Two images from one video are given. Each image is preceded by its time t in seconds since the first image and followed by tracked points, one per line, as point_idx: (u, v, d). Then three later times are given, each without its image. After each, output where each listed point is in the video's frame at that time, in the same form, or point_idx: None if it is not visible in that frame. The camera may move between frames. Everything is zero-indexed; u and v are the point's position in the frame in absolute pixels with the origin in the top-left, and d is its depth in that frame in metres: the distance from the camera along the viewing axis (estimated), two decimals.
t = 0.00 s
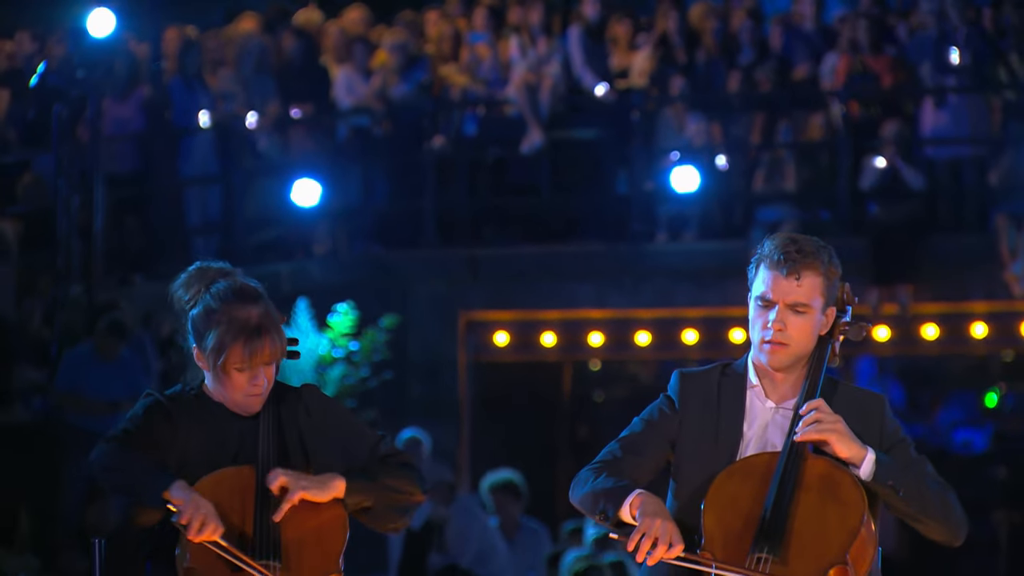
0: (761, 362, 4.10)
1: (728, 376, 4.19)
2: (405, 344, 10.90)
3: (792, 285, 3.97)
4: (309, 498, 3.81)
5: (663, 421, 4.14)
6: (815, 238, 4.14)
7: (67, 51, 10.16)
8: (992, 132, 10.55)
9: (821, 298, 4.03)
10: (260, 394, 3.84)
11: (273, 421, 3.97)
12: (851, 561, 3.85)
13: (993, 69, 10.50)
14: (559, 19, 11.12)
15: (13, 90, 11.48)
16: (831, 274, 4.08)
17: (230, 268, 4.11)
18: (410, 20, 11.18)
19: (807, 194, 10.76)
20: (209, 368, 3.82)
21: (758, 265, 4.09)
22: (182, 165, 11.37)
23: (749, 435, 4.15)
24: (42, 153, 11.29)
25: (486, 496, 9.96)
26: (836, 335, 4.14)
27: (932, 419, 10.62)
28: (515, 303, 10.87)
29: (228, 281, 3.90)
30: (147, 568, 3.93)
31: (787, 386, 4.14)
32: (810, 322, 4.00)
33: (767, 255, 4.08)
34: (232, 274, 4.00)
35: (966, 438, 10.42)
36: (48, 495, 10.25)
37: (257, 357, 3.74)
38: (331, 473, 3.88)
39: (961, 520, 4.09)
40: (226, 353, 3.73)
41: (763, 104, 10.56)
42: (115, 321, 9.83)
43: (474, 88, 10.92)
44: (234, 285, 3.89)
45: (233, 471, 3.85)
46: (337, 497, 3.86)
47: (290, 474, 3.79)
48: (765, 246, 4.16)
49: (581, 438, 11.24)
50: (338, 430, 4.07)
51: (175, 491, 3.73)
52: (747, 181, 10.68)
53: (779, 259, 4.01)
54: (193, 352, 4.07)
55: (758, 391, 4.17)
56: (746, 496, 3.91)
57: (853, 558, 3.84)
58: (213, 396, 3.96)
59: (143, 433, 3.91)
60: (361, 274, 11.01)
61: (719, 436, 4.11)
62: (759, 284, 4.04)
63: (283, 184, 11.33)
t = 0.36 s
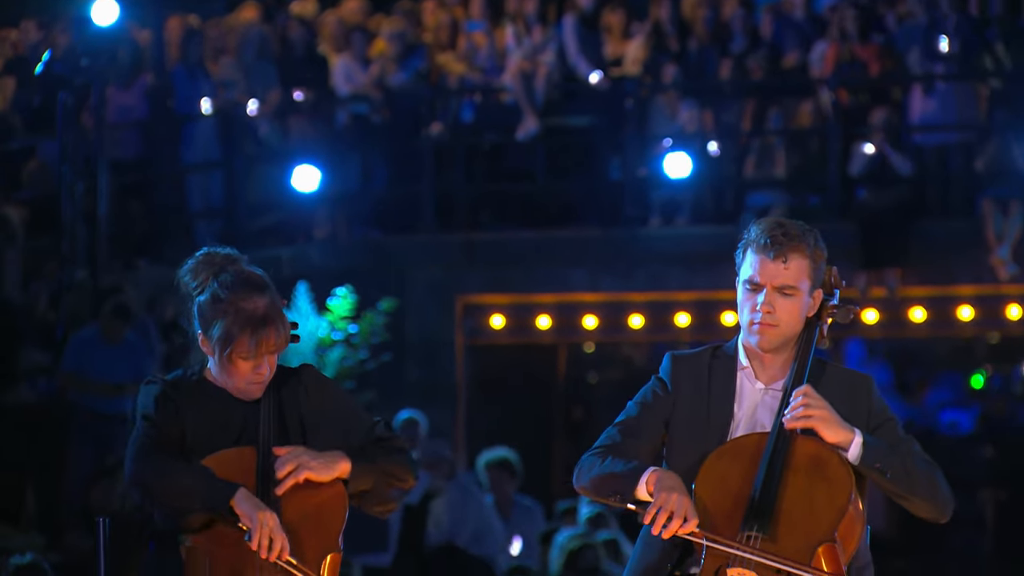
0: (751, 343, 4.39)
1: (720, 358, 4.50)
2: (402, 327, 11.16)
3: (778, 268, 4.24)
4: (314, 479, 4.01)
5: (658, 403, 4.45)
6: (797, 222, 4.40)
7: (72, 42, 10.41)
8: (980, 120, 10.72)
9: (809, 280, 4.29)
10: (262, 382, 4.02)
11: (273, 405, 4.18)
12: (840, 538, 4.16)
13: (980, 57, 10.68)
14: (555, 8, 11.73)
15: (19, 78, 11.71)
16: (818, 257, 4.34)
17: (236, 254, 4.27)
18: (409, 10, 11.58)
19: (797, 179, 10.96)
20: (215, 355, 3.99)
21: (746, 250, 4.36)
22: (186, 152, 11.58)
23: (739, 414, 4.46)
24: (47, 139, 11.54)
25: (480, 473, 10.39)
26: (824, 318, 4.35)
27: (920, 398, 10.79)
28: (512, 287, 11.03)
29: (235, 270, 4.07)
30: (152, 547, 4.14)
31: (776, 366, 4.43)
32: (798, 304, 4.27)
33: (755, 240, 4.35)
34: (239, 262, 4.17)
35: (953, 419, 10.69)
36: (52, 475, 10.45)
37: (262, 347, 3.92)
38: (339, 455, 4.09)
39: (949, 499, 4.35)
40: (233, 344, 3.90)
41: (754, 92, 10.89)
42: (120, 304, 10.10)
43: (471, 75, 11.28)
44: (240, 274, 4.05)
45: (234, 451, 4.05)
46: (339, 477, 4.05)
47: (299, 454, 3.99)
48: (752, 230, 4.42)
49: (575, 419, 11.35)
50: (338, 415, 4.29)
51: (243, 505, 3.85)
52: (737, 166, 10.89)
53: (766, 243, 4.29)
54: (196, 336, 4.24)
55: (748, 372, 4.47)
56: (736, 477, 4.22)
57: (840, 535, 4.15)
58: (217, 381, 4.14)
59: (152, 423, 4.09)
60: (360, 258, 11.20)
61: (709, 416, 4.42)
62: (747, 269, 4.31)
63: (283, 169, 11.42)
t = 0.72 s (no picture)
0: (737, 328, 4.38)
1: (708, 343, 4.48)
2: (398, 310, 11.35)
3: (759, 250, 4.24)
4: (309, 448, 4.11)
5: (650, 386, 4.43)
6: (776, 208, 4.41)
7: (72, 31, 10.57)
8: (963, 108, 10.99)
9: (790, 263, 4.28)
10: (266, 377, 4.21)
11: (275, 396, 4.29)
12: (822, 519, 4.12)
13: (963, 47, 10.90)
14: None
15: (22, 66, 12.06)
16: (797, 240, 4.32)
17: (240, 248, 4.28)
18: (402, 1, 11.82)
19: (784, 167, 11.20)
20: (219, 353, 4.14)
21: (727, 236, 4.35)
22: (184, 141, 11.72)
23: (726, 397, 4.44)
24: (48, 128, 11.74)
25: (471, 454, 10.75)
26: (807, 302, 4.37)
27: (905, 381, 10.89)
28: (506, 271, 11.32)
29: (239, 271, 4.12)
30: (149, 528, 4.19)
31: (762, 349, 4.43)
32: (781, 286, 4.25)
33: (735, 225, 4.34)
34: (243, 258, 4.20)
35: (936, 402, 10.75)
36: (54, 456, 10.66)
37: (266, 355, 4.09)
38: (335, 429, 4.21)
39: (925, 486, 4.32)
40: (240, 351, 4.07)
41: (743, 81, 11.08)
42: (121, 289, 10.31)
43: (464, 65, 11.51)
44: (244, 274, 4.12)
45: (234, 435, 4.12)
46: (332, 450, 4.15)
47: (296, 424, 4.10)
48: (732, 215, 4.42)
49: (566, 402, 11.37)
50: (330, 398, 4.40)
51: (207, 470, 3.98)
52: (725, 155, 11.14)
53: (747, 227, 4.27)
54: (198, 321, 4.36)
55: (734, 355, 4.46)
56: (723, 460, 4.15)
57: (824, 516, 4.11)
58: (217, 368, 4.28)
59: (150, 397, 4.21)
60: (356, 244, 11.42)
61: (698, 400, 4.40)
62: (728, 254, 4.30)
63: (280, 158, 11.72)
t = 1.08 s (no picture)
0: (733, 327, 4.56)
1: (699, 335, 4.70)
2: (396, 305, 11.60)
3: (755, 259, 4.37)
4: (311, 440, 4.38)
5: (639, 376, 4.65)
6: (762, 208, 4.54)
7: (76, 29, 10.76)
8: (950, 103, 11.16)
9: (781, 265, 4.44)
10: (268, 358, 4.42)
11: (273, 384, 4.53)
12: (812, 507, 4.35)
13: (952, 45, 11.05)
14: None
15: (26, 64, 12.23)
16: (785, 240, 4.48)
17: (240, 236, 4.63)
18: None
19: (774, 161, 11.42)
20: (223, 337, 4.38)
21: (719, 242, 4.47)
22: (186, 137, 11.99)
23: (718, 389, 4.64)
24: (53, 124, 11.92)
25: (464, 445, 10.98)
26: (797, 296, 4.60)
27: (896, 372, 11.12)
28: (500, 266, 11.49)
29: (241, 256, 4.47)
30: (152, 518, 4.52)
31: (753, 343, 4.63)
32: (775, 288, 4.43)
33: (728, 231, 4.47)
34: (243, 245, 4.55)
35: (926, 392, 11.05)
36: (59, 446, 10.85)
37: (268, 332, 4.31)
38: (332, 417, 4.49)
39: (911, 479, 4.50)
40: (244, 329, 4.30)
41: (733, 79, 11.16)
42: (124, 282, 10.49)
43: (461, 61, 11.69)
44: (247, 261, 4.44)
45: (233, 426, 4.35)
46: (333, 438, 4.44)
47: (293, 415, 4.35)
48: (722, 217, 4.54)
49: (562, 392, 11.72)
50: (330, 385, 4.67)
51: (166, 438, 4.23)
52: (718, 151, 11.31)
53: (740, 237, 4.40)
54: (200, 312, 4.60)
55: (726, 348, 4.66)
56: (713, 451, 4.38)
57: (813, 505, 4.35)
58: (217, 356, 4.50)
59: (147, 384, 4.42)
60: (354, 238, 11.64)
61: (689, 389, 4.61)
62: (721, 260, 4.44)
63: (281, 152, 11.89)
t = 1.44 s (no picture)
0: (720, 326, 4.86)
1: (690, 323, 5.08)
2: (393, 295, 11.76)
3: (739, 271, 4.62)
4: (312, 418, 4.65)
5: (627, 354, 5.05)
6: (747, 216, 4.76)
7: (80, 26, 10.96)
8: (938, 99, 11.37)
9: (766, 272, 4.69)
10: (271, 345, 4.64)
11: (274, 367, 4.82)
12: (800, 494, 4.74)
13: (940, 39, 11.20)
14: None
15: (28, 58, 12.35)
16: (770, 247, 4.72)
17: (245, 227, 4.84)
18: None
19: (765, 153, 11.60)
20: (228, 327, 4.61)
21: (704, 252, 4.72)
22: (186, 129, 12.19)
23: (707, 379, 5.00)
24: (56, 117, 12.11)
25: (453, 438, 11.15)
26: (785, 287, 4.89)
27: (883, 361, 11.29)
28: (495, 259, 11.75)
29: (245, 246, 4.68)
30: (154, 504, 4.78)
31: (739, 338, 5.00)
32: (760, 291, 4.69)
33: (712, 241, 4.70)
34: (247, 237, 4.77)
35: (913, 381, 11.20)
36: (64, 433, 11.12)
37: (270, 317, 4.52)
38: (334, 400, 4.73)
39: (894, 470, 4.91)
40: (245, 315, 4.52)
41: (724, 74, 11.52)
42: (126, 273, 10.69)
43: (457, 57, 11.87)
44: (250, 250, 4.65)
45: (235, 414, 4.64)
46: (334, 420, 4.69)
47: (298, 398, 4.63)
48: (708, 225, 4.79)
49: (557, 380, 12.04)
50: (326, 373, 4.93)
51: (142, 409, 4.51)
52: (710, 144, 11.58)
53: (724, 251, 4.64)
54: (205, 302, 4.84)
55: (713, 341, 5.02)
56: (704, 441, 4.76)
57: (801, 491, 4.73)
58: (222, 346, 4.78)
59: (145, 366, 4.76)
60: (351, 231, 11.81)
61: (677, 377, 4.98)
62: (706, 271, 4.69)
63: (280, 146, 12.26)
